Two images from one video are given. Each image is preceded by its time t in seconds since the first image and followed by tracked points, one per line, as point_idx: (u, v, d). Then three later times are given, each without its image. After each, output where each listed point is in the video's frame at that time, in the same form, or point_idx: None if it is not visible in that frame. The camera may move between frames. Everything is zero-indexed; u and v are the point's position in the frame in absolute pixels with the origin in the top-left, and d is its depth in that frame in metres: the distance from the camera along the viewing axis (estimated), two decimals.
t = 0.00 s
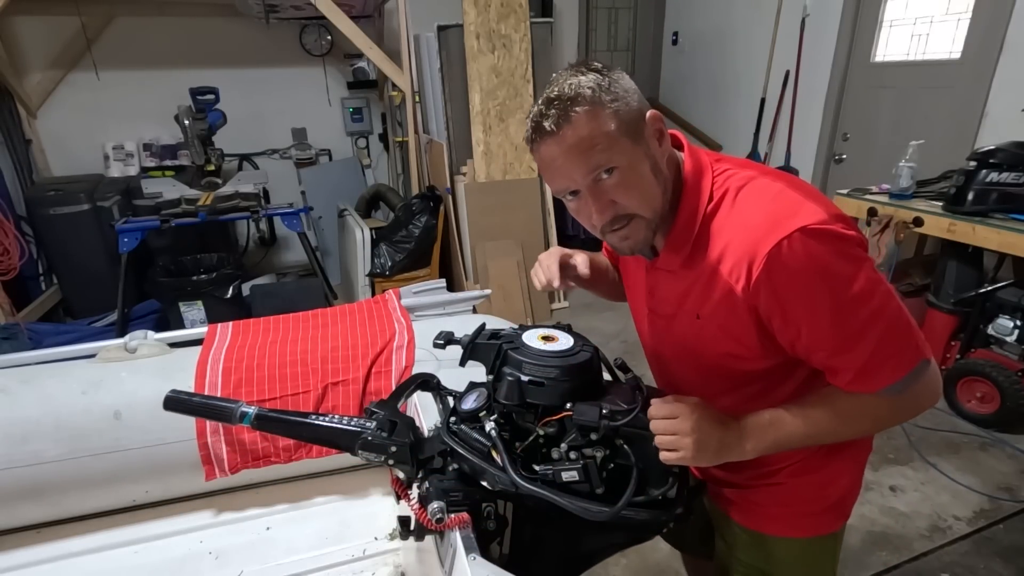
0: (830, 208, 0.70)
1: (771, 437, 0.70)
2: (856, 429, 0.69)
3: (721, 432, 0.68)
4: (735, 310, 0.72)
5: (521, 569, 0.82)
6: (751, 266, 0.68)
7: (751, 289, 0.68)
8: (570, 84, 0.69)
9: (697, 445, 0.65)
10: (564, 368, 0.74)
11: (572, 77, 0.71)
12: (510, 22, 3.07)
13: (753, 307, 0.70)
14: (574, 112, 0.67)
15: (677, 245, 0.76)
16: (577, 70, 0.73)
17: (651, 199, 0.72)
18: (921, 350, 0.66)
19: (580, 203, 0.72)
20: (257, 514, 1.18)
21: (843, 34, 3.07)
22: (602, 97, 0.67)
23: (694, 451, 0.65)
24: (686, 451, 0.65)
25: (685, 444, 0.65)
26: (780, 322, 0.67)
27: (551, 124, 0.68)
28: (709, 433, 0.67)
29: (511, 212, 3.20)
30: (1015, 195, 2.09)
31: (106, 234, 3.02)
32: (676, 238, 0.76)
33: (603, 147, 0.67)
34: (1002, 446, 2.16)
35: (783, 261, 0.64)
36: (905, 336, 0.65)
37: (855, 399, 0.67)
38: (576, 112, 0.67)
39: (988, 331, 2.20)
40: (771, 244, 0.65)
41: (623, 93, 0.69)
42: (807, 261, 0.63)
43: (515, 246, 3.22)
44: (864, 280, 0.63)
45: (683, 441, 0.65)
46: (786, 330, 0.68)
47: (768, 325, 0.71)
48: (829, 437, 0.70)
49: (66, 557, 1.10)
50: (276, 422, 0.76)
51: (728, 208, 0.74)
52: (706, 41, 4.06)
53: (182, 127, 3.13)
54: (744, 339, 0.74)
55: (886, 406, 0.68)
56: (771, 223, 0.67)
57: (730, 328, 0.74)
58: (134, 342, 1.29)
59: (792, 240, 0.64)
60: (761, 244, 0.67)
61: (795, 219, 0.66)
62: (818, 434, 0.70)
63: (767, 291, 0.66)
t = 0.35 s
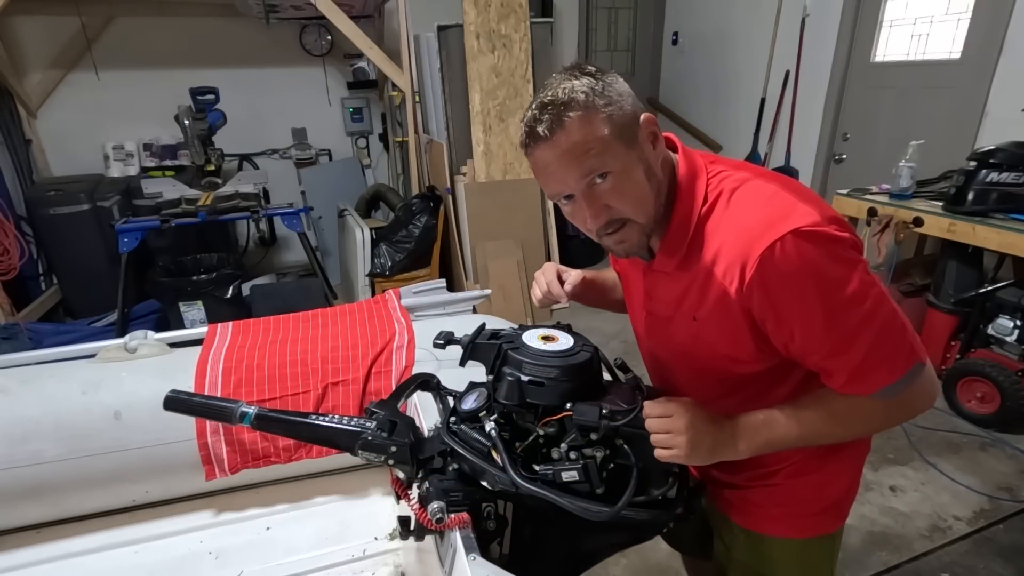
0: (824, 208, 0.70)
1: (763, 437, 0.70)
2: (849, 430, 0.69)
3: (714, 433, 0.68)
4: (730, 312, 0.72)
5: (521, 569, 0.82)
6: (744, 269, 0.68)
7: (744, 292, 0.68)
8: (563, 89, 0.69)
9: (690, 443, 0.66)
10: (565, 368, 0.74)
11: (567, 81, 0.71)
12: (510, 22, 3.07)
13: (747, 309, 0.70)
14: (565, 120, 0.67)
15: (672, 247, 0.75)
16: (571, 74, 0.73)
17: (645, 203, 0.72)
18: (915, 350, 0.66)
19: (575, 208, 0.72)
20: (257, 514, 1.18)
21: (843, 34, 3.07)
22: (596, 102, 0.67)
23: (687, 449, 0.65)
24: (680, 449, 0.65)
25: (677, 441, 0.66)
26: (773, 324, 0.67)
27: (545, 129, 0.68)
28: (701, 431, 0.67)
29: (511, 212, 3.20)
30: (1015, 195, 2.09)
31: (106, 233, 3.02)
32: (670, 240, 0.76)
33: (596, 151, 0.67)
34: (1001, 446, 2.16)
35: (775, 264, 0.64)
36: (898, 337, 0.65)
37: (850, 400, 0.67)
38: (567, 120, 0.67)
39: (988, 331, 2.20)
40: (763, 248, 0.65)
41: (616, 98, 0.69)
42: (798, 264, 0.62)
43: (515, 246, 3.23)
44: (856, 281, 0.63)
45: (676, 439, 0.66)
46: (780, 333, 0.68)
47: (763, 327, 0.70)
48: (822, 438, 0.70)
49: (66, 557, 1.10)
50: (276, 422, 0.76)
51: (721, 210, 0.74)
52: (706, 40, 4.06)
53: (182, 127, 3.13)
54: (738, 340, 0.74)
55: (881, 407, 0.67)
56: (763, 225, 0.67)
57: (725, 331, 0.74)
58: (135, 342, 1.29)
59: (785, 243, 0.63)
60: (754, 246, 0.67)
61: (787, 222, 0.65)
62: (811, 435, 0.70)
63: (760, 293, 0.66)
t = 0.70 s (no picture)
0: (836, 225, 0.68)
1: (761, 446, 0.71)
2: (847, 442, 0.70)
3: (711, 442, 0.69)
4: (733, 320, 0.72)
5: (520, 569, 0.82)
6: (750, 281, 0.67)
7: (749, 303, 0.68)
8: (549, 117, 0.67)
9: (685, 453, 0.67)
10: (565, 368, 0.74)
11: (560, 104, 0.68)
12: (510, 22, 3.07)
13: (750, 320, 0.70)
14: (541, 159, 0.67)
15: (676, 253, 0.75)
16: (574, 87, 0.69)
17: (619, 237, 0.73)
18: (918, 370, 0.65)
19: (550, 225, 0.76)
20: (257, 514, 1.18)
21: (843, 34, 3.07)
22: (576, 142, 0.65)
23: (682, 458, 0.67)
24: (674, 458, 0.67)
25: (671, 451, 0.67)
26: (776, 337, 0.67)
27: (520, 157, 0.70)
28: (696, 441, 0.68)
29: (511, 212, 3.20)
30: (1015, 195, 2.09)
31: (106, 233, 3.02)
32: (673, 247, 0.75)
33: (565, 192, 0.68)
34: (1001, 446, 2.16)
35: (782, 278, 0.63)
36: (901, 357, 0.64)
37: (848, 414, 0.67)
38: (543, 159, 0.67)
39: (988, 331, 2.20)
40: (771, 261, 0.64)
41: (603, 136, 0.66)
42: (806, 279, 0.62)
43: (515, 247, 3.23)
44: (864, 300, 0.62)
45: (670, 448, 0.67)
46: (783, 347, 0.67)
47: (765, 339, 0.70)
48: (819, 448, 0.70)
49: (66, 557, 1.10)
50: (276, 422, 0.76)
51: (728, 218, 0.73)
52: (706, 40, 4.06)
53: (182, 127, 3.13)
54: (740, 348, 0.74)
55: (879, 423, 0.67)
56: (772, 237, 0.66)
57: (727, 338, 0.74)
58: (135, 342, 1.29)
59: (793, 257, 0.62)
60: (762, 258, 0.66)
61: (798, 236, 0.64)
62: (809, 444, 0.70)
63: (765, 305, 0.65)
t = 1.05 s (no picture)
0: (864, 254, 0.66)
1: (770, 478, 0.69)
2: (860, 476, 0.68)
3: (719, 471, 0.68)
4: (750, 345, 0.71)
5: (520, 569, 0.82)
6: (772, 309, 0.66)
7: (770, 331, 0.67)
8: (552, 134, 0.66)
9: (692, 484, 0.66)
10: (565, 368, 0.74)
11: (566, 121, 0.67)
12: (510, 22, 3.07)
13: (766, 346, 0.69)
14: (540, 177, 0.67)
15: (692, 275, 0.74)
16: (583, 103, 0.67)
17: (613, 260, 0.73)
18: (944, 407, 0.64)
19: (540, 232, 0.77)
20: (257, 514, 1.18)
21: (843, 34, 3.07)
22: (577, 165, 0.65)
23: (689, 490, 0.66)
24: (681, 490, 0.66)
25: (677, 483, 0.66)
26: (795, 366, 0.66)
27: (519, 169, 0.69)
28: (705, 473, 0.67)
29: (512, 211, 3.20)
30: (1015, 195, 2.09)
31: (106, 234, 3.02)
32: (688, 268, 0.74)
33: (559, 214, 0.69)
34: (1001, 446, 2.16)
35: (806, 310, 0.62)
36: (925, 393, 0.63)
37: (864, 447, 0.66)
38: (542, 178, 0.67)
39: (988, 331, 2.20)
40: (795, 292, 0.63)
41: (608, 161, 0.65)
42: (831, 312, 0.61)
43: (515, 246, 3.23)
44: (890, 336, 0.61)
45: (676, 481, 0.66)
46: (802, 377, 0.66)
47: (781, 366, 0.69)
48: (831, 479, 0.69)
49: (66, 557, 1.10)
50: (276, 421, 0.76)
51: (748, 242, 0.72)
52: (706, 40, 4.06)
53: (182, 127, 3.13)
54: (757, 371, 0.74)
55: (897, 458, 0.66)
56: (796, 267, 0.65)
57: (743, 360, 0.74)
58: (134, 342, 1.29)
59: (819, 290, 0.61)
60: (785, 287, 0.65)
61: (824, 267, 0.63)
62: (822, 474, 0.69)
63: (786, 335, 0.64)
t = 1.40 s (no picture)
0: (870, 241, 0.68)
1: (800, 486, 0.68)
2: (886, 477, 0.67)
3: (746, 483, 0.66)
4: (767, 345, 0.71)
5: (520, 569, 0.81)
6: (788, 305, 0.67)
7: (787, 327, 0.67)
8: (577, 109, 0.67)
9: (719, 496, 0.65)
10: (565, 368, 0.74)
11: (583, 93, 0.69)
12: (510, 22, 3.07)
13: (784, 344, 0.69)
14: (578, 145, 0.65)
15: (702, 279, 0.74)
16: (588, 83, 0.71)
17: (661, 242, 0.71)
18: (966, 392, 0.64)
19: (579, 238, 0.71)
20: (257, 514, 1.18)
21: (843, 34, 3.06)
22: (612, 127, 0.66)
23: (720, 507, 0.65)
24: (711, 508, 0.65)
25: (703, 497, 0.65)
26: (817, 363, 0.66)
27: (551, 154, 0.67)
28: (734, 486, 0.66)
29: (512, 211, 3.20)
30: (1015, 195, 2.09)
31: (106, 233, 3.02)
32: (700, 271, 0.74)
33: (609, 184, 0.66)
34: (1001, 446, 2.16)
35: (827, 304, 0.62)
36: (949, 382, 0.63)
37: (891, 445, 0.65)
38: (580, 144, 0.65)
39: (988, 331, 2.20)
40: (812, 285, 0.64)
41: (635, 115, 0.67)
42: (851, 303, 0.61)
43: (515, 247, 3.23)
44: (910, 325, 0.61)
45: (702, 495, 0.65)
46: (826, 374, 0.66)
47: (800, 363, 0.69)
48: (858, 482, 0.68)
49: (66, 557, 1.10)
50: (276, 422, 0.76)
51: (757, 239, 0.73)
52: (706, 40, 4.06)
53: (182, 127, 3.13)
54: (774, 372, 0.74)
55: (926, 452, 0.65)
56: (810, 260, 0.66)
57: (760, 361, 0.74)
58: (135, 342, 1.29)
59: (836, 281, 0.62)
60: (801, 282, 0.65)
61: (839, 257, 0.64)
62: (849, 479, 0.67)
63: (807, 330, 0.65)
